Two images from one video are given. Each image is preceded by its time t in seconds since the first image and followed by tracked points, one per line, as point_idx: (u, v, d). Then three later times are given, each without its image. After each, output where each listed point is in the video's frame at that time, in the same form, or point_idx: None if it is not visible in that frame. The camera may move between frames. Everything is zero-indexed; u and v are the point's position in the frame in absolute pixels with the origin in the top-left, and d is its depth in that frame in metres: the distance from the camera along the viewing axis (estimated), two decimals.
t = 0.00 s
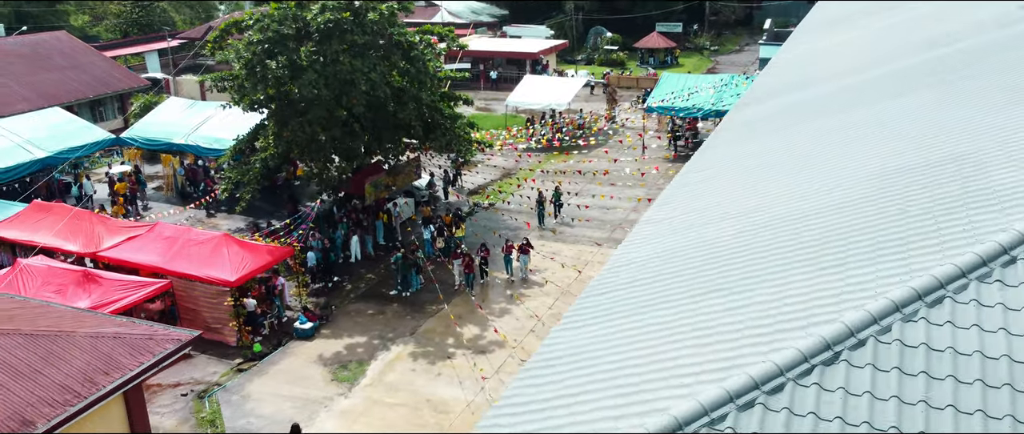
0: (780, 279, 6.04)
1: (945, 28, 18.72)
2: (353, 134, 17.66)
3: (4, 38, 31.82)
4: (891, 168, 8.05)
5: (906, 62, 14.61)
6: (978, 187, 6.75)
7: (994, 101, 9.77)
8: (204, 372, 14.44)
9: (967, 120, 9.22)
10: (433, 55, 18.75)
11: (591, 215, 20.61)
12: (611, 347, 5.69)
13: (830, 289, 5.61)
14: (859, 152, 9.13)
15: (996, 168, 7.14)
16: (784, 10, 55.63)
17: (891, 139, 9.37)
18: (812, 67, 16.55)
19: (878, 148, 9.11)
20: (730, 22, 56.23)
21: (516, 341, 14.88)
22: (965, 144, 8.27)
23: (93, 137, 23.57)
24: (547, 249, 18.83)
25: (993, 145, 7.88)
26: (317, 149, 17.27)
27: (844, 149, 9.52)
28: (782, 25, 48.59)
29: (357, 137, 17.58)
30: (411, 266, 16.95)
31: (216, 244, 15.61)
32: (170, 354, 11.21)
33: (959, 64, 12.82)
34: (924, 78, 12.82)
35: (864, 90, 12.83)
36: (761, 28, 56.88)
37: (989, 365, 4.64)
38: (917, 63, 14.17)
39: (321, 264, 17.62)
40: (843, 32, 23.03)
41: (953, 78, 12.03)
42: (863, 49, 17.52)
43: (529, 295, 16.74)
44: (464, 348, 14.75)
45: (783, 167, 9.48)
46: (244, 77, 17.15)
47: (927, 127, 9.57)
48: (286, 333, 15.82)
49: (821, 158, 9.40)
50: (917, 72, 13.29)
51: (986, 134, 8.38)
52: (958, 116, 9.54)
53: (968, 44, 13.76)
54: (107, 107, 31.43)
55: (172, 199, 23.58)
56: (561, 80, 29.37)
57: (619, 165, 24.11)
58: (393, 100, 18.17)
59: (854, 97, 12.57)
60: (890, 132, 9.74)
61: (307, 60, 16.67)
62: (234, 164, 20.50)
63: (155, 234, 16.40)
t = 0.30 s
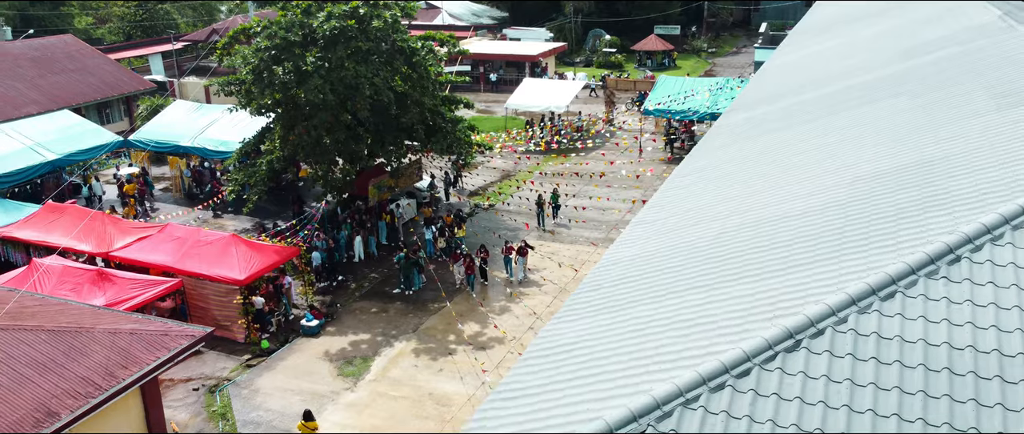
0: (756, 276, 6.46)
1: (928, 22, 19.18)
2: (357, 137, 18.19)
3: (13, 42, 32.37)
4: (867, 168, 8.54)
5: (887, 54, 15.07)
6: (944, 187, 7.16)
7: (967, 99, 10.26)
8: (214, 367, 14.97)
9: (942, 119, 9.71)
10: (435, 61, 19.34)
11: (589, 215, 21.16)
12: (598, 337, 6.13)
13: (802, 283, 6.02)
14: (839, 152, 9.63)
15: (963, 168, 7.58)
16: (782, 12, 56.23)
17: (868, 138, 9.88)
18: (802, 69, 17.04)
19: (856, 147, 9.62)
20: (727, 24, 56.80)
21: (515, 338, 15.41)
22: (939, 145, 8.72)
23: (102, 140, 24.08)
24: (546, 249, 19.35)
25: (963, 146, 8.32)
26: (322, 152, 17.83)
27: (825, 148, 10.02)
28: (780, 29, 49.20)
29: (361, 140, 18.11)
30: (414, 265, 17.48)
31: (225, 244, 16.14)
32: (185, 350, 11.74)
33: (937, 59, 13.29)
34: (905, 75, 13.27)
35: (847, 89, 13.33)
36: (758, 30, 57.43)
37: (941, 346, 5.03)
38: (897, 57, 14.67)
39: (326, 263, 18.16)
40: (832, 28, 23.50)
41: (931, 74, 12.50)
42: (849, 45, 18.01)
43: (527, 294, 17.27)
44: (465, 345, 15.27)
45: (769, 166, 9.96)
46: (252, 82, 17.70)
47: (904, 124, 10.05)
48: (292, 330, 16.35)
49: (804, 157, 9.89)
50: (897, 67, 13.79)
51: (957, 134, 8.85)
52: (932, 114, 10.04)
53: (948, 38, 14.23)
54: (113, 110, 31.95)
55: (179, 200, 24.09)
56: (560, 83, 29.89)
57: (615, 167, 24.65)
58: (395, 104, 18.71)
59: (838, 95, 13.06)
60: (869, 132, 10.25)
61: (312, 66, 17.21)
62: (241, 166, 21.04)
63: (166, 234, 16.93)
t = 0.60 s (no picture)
0: (737, 270, 6.79)
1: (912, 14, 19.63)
2: (361, 140, 18.62)
3: (20, 45, 32.81)
4: (850, 163, 8.96)
5: (874, 57, 15.51)
6: (916, 182, 7.50)
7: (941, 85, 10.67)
8: (222, 364, 15.40)
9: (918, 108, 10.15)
10: (436, 66, 19.85)
11: (587, 216, 21.61)
12: (589, 330, 6.49)
13: (781, 276, 6.35)
14: (825, 149, 10.04)
15: (934, 162, 7.99)
16: (779, 13, 56.78)
17: (852, 133, 10.29)
18: (794, 73, 17.47)
19: (840, 145, 10.03)
20: (725, 25, 57.30)
21: (514, 336, 15.85)
22: (917, 138, 9.14)
23: (108, 142, 24.50)
24: (545, 249, 19.79)
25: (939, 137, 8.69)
26: (327, 155, 18.26)
27: (809, 147, 10.46)
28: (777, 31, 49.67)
29: (364, 143, 18.54)
30: (416, 265, 17.92)
31: (232, 244, 16.56)
32: (196, 346, 12.16)
33: (919, 56, 13.74)
34: (892, 78, 13.72)
35: (835, 93, 13.76)
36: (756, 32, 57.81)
37: (901, 337, 5.40)
38: (881, 58, 15.12)
39: (330, 263, 18.60)
40: (823, 27, 23.94)
41: (911, 68, 12.92)
42: (840, 50, 18.44)
43: (527, 293, 17.71)
44: (466, 342, 15.71)
45: (757, 167, 10.37)
46: (259, 87, 18.15)
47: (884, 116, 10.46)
48: (297, 328, 16.78)
49: (790, 155, 10.32)
50: (883, 66, 14.20)
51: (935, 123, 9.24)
52: (914, 113, 10.47)
53: (931, 38, 14.65)
54: (118, 112, 32.37)
55: (184, 201, 24.51)
56: (559, 85, 30.32)
57: (613, 168, 25.10)
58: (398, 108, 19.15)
59: (827, 97, 13.48)
60: (854, 134, 10.68)
61: (317, 70, 17.66)
62: (246, 168, 21.46)
63: (174, 235, 17.36)
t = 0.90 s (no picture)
0: (718, 268, 7.30)
1: (900, 19, 20.18)
2: (364, 143, 19.17)
3: (28, 48, 33.33)
4: (829, 164, 9.52)
5: (861, 62, 16.06)
6: (885, 185, 8.01)
7: (918, 90, 11.24)
8: (232, 360, 15.95)
9: (894, 109, 10.71)
10: (438, 71, 20.42)
11: (584, 217, 22.15)
12: (581, 325, 7.01)
13: (758, 273, 6.86)
14: (807, 150, 10.60)
15: (904, 161, 8.55)
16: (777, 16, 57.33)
17: (833, 135, 10.85)
18: (785, 79, 18.03)
19: (821, 147, 10.58)
20: (723, 27, 57.83)
21: (514, 333, 16.41)
22: (892, 138, 9.66)
23: (117, 145, 25.05)
24: (543, 249, 20.34)
25: (911, 137, 9.24)
26: (331, 157, 18.80)
27: (793, 149, 11.02)
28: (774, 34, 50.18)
29: (368, 146, 19.09)
30: (418, 264, 18.49)
31: (240, 244, 17.10)
32: (208, 342, 12.72)
33: (902, 61, 14.29)
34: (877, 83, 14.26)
35: (822, 97, 14.31)
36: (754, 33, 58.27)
37: (861, 329, 5.92)
38: (867, 63, 15.68)
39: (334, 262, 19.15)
40: (815, 32, 24.47)
41: (893, 73, 13.46)
42: (829, 55, 19.00)
43: (526, 292, 18.25)
44: (467, 339, 16.26)
45: (744, 171, 10.91)
46: (266, 92, 18.72)
47: (864, 118, 11.02)
48: (303, 326, 17.33)
49: (774, 157, 10.87)
50: (868, 71, 14.76)
51: (908, 122, 9.80)
52: (893, 117, 11.00)
53: (915, 46, 15.19)
54: (124, 114, 32.92)
55: (191, 202, 25.06)
56: (557, 88, 30.86)
57: (610, 170, 25.67)
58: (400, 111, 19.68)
59: (813, 102, 14.03)
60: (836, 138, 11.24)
61: (322, 76, 18.21)
62: (252, 170, 22.01)
63: (184, 235, 17.91)
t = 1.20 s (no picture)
0: (706, 267, 7.72)
1: (891, 24, 20.64)
2: (368, 146, 19.61)
3: (34, 51, 33.73)
4: (814, 167, 9.97)
5: (850, 68, 16.52)
6: (864, 188, 8.43)
7: (900, 95, 11.70)
8: (239, 357, 16.39)
9: (878, 114, 11.18)
10: (439, 75, 20.88)
11: (583, 218, 22.59)
12: (577, 320, 7.44)
13: (743, 270, 7.28)
14: (794, 153, 11.06)
15: (883, 164, 9.00)
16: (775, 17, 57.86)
17: (819, 139, 11.30)
18: (778, 83, 18.48)
19: (808, 150, 11.04)
20: (721, 29, 58.34)
21: (513, 331, 16.88)
22: (875, 141, 10.07)
23: (123, 147, 25.49)
24: (542, 248, 20.81)
25: (890, 140, 9.69)
26: (335, 159, 19.23)
27: (781, 152, 11.47)
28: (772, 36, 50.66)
29: (371, 149, 19.52)
30: (420, 264, 18.94)
31: (247, 244, 17.54)
32: (218, 339, 13.15)
33: (888, 67, 14.76)
34: (865, 85, 14.71)
35: (812, 100, 14.73)
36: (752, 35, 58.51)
37: (835, 322, 6.34)
38: (855, 69, 16.14)
39: (338, 262, 19.60)
40: (808, 35, 24.93)
41: (880, 78, 13.92)
42: (822, 60, 19.44)
43: (525, 291, 18.71)
44: (469, 336, 16.71)
45: (734, 172, 11.34)
46: (272, 96, 19.17)
47: (848, 123, 11.49)
48: (308, 324, 17.77)
49: (764, 161, 11.30)
50: (856, 77, 15.22)
51: (890, 127, 10.26)
52: (876, 117, 11.44)
53: (904, 52, 15.64)
54: (129, 116, 33.34)
55: (196, 203, 25.48)
56: (556, 91, 31.29)
57: (607, 171, 26.15)
58: (403, 114, 20.13)
59: (803, 106, 14.49)
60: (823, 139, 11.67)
61: (326, 80, 18.65)
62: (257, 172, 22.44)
63: (192, 236, 18.35)
